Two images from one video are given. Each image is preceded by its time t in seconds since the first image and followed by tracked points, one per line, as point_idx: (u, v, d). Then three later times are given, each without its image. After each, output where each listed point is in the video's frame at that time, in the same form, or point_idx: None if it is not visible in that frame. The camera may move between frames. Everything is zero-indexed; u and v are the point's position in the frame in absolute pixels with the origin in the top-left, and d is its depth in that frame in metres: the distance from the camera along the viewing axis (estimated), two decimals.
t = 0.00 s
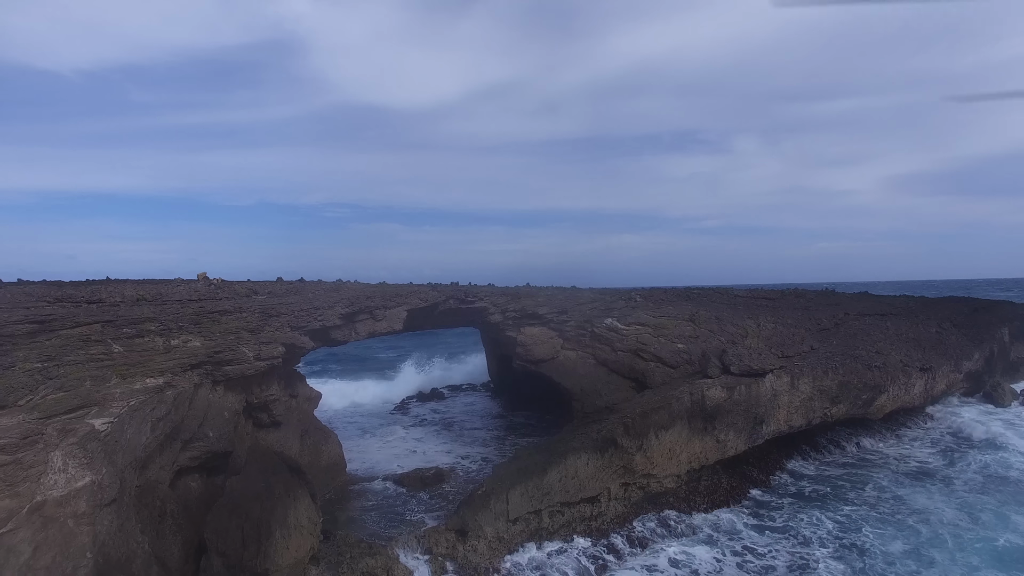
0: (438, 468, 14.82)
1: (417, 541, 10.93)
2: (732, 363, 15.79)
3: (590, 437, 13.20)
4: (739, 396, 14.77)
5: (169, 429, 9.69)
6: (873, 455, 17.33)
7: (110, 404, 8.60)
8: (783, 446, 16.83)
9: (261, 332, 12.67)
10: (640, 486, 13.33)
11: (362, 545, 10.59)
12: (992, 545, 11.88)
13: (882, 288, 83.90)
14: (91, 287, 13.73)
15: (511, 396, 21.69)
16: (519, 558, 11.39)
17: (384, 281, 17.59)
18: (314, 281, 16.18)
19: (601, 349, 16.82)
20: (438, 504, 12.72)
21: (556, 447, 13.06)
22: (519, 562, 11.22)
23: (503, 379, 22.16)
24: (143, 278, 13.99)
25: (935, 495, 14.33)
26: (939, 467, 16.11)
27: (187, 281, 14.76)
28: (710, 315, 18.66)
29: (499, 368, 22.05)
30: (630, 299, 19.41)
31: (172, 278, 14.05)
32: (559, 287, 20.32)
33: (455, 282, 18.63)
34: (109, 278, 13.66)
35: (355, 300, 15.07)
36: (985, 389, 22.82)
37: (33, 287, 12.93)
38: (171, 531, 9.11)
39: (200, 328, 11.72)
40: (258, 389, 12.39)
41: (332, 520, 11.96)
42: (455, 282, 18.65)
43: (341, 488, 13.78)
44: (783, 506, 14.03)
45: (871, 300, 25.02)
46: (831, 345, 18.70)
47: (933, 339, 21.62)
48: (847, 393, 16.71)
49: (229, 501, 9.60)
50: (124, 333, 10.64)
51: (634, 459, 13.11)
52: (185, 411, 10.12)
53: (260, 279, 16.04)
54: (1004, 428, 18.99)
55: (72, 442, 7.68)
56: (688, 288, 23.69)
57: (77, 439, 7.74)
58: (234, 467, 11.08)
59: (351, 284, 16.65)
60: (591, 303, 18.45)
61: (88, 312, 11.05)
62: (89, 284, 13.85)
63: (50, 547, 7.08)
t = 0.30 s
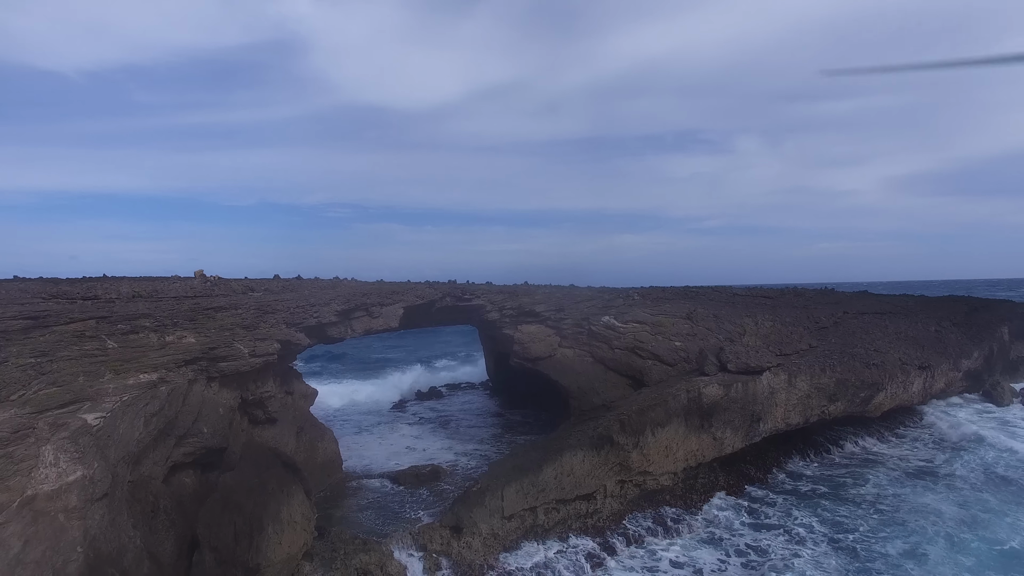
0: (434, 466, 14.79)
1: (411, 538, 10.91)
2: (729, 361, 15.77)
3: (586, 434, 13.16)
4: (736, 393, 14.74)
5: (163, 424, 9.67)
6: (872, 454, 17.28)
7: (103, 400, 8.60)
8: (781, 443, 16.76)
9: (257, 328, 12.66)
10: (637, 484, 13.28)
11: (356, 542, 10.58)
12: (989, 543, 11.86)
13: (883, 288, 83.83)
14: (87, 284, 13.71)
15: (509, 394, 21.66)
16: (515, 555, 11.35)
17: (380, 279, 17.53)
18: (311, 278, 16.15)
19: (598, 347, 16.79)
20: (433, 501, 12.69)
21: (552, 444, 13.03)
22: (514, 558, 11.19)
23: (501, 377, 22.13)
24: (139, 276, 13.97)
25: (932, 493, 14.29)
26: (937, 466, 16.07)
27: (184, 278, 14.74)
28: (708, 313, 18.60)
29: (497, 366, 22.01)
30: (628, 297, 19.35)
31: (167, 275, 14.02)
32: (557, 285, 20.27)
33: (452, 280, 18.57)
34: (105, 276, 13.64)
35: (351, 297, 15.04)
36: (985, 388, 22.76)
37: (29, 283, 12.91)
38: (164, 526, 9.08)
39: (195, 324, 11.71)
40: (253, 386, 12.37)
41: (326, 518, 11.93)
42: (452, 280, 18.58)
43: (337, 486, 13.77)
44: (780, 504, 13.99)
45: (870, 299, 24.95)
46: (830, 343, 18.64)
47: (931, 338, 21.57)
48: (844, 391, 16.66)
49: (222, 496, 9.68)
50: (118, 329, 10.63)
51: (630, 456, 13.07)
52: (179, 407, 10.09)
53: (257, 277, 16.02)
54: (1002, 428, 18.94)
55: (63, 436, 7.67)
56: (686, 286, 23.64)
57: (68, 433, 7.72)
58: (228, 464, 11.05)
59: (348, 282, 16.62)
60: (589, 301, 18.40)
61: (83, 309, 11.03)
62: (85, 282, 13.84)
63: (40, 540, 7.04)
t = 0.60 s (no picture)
0: (431, 464, 14.75)
1: (406, 536, 10.88)
2: (726, 360, 15.76)
3: (582, 432, 13.13)
4: (734, 391, 14.69)
5: (156, 422, 9.64)
6: (870, 454, 17.23)
7: (96, 397, 8.58)
8: (780, 443, 16.68)
9: (253, 326, 12.63)
10: (633, 483, 13.23)
11: (350, 540, 10.55)
12: (987, 544, 11.82)
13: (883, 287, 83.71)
14: (84, 282, 13.69)
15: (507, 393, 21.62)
16: (511, 553, 11.31)
17: (378, 277, 17.51)
18: (308, 277, 16.12)
19: (596, 346, 16.75)
20: (429, 500, 12.66)
21: (548, 443, 13.00)
22: (510, 557, 11.15)
23: (499, 376, 22.09)
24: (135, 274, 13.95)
25: (930, 493, 14.26)
26: (935, 466, 16.01)
27: (181, 276, 14.73)
28: (707, 312, 18.56)
29: (495, 366, 21.96)
30: (627, 295, 19.30)
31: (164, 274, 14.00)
32: (556, 284, 20.21)
33: (450, 278, 18.53)
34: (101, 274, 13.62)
35: (348, 295, 15.00)
36: (985, 387, 22.68)
37: (25, 281, 12.91)
38: (157, 524, 9.04)
39: (191, 321, 11.69)
40: (249, 384, 12.35)
41: (321, 516, 11.89)
42: (450, 278, 18.55)
43: (333, 484, 13.75)
44: (778, 503, 13.94)
45: (870, 298, 24.87)
46: (829, 343, 18.58)
47: (931, 337, 21.49)
48: (843, 389, 16.61)
49: (216, 492, 9.66)
50: (113, 326, 10.61)
51: (627, 455, 13.01)
52: (173, 404, 10.06)
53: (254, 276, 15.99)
54: (1002, 428, 18.87)
55: (55, 433, 7.64)
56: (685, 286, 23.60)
57: (60, 430, 7.70)
58: (223, 461, 11.02)
59: (345, 280, 16.59)
60: (588, 299, 18.35)
61: (78, 306, 11.02)
62: (82, 280, 13.82)
63: (31, 537, 7.01)
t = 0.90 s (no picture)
0: (431, 460, 14.73)
1: (406, 531, 10.86)
2: (727, 355, 15.75)
3: (582, 428, 13.11)
4: (734, 387, 14.65)
5: (156, 415, 9.63)
6: (872, 451, 17.18)
7: (95, 390, 8.59)
8: (782, 440, 16.61)
9: (252, 321, 12.62)
10: (634, 478, 13.19)
11: (350, 534, 10.55)
12: (989, 542, 11.77)
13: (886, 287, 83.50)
14: (84, 278, 13.69)
15: (508, 390, 21.59)
16: (510, 548, 11.29)
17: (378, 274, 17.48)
18: (308, 273, 16.10)
19: (596, 342, 16.71)
20: (429, 495, 12.63)
21: (548, 438, 12.97)
22: (510, 551, 11.13)
23: (500, 374, 22.07)
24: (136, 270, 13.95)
25: (931, 490, 14.21)
26: (937, 463, 15.96)
27: (181, 272, 14.73)
28: (707, 309, 18.51)
29: (496, 363, 21.96)
30: (628, 293, 19.24)
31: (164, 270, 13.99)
32: (556, 281, 20.15)
33: (450, 275, 18.50)
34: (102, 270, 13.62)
35: (348, 291, 14.97)
36: (987, 385, 22.61)
37: (26, 277, 12.91)
38: (156, 517, 9.03)
39: (191, 317, 11.69)
40: (249, 379, 12.35)
41: (321, 510, 11.89)
42: (451, 275, 18.51)
43: (333, 480, 13.75)
44: (779, 499, 13.91)
45: (872, 296, 24.78)
46: (830, 339, 18.52)
47: (933, 334, 21.41)
48: (844, 385, 16.56)
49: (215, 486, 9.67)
50: (113, 321, 10.61)
51: (627, 450, 12.98)
52: (172, 398, 10.05)
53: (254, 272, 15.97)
54: (1004, 426, 18.80)
55: (54, 425, 7.63)
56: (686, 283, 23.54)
57: (59, 422, 7.70)
58: (223, 456, 11.02)
59: (346, 276, 16.56)
60: (588, 296, 18.30)
61: (78, 301, 11.01)
62: (82, 276, 13.80)
63: (30, 528, 6.99)
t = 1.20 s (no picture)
0: (433, 453, 14.69)
1: (409, 522, 10.82)
2: (730, 348, 15.71)
3: (585, 420, 13.06)
4: (737, 380, 14.60)
5: (157, 404, 9.59)
6: (874, 445, 17.12)
7: (97, 377, 8.56)
8: (785, 434, 16.55)
9: (254, 312, 12.58)
10: (637, 471, 13.15)
11: (352, 524, 10.52)
12: (993, 535, 11.72)
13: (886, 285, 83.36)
14: (85, 269, 13.64)
15: (510, 385, 21.54)
16: (513, 540, 11.26)
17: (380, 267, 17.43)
18: (310, 266, 16.04)
19: (599, 336, 16.66)
20: (431, 487, 12.60)
21: (551, 430, 12.93)
22: (512, 543, 11.09)
23: (502, 369, 22.02)
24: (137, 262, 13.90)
25: (935, 484, 14.17)
26: (941, 457, 15.92)
27: (182, 264, 14.67)
28: (710, 303, 18.45)
29: (498, 358, 21.91)
30: (630, 287, 19.18)
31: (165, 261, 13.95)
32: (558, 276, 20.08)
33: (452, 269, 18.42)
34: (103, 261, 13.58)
35: (350, 283, 14.91)
36: (990, 380, 22.56)
37: (27, 268, 12.86)
38: (158, 505, 8.99)
39: (193, 307, 11.66)
40: (251, 370, 12.30)
41: (323, 502, 11.86)
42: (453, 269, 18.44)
43: (335, 472, 13.72)
44: (783, 493, 13.85)
45: (875, 292, 24.69)
46: (833, 334, 18.46)
47: (936, 330, 21.34)
48: (848, 379, 16.52)
49: (217, 474, 9.65)
50: (115, 311, 10.57)
51: (630, 442, 12.94)
52: (174, 387, 10.01)
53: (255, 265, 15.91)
54: (1007, 421, 18.75)
55: (55, 411, 7.59)
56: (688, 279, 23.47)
57: (60, 408, 7.66)
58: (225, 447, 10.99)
59: (347, 269, 16.51)
60: (591, 290, 18.21)
61: (79, 291, 10.97)
62: (83, 268, 13.76)
63: (31, 514, 6.95)
